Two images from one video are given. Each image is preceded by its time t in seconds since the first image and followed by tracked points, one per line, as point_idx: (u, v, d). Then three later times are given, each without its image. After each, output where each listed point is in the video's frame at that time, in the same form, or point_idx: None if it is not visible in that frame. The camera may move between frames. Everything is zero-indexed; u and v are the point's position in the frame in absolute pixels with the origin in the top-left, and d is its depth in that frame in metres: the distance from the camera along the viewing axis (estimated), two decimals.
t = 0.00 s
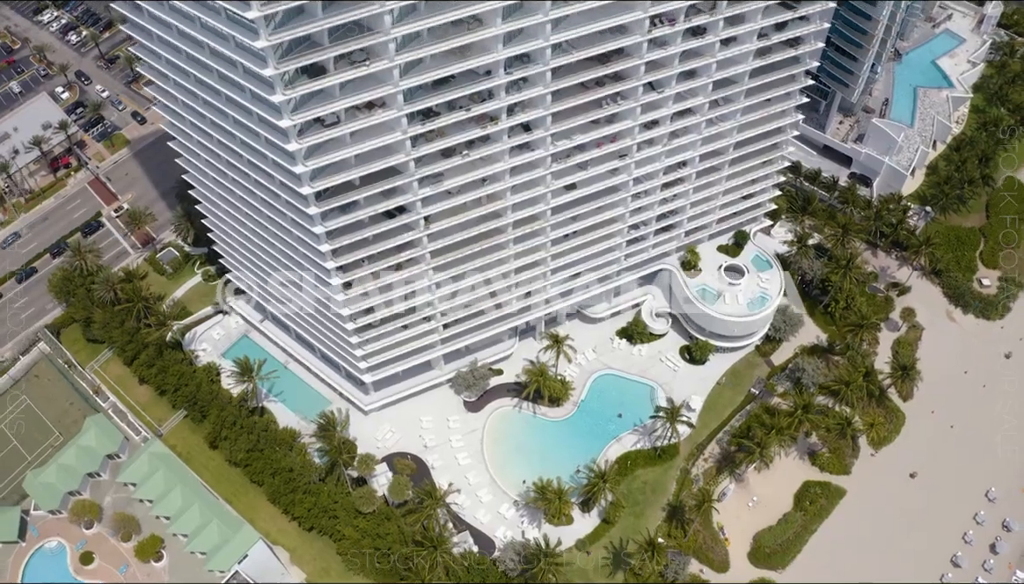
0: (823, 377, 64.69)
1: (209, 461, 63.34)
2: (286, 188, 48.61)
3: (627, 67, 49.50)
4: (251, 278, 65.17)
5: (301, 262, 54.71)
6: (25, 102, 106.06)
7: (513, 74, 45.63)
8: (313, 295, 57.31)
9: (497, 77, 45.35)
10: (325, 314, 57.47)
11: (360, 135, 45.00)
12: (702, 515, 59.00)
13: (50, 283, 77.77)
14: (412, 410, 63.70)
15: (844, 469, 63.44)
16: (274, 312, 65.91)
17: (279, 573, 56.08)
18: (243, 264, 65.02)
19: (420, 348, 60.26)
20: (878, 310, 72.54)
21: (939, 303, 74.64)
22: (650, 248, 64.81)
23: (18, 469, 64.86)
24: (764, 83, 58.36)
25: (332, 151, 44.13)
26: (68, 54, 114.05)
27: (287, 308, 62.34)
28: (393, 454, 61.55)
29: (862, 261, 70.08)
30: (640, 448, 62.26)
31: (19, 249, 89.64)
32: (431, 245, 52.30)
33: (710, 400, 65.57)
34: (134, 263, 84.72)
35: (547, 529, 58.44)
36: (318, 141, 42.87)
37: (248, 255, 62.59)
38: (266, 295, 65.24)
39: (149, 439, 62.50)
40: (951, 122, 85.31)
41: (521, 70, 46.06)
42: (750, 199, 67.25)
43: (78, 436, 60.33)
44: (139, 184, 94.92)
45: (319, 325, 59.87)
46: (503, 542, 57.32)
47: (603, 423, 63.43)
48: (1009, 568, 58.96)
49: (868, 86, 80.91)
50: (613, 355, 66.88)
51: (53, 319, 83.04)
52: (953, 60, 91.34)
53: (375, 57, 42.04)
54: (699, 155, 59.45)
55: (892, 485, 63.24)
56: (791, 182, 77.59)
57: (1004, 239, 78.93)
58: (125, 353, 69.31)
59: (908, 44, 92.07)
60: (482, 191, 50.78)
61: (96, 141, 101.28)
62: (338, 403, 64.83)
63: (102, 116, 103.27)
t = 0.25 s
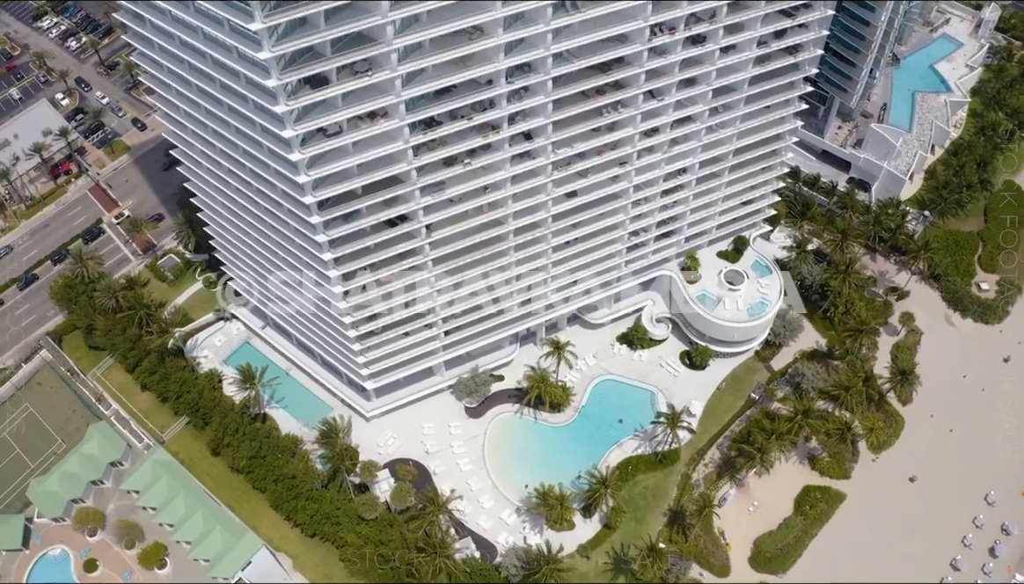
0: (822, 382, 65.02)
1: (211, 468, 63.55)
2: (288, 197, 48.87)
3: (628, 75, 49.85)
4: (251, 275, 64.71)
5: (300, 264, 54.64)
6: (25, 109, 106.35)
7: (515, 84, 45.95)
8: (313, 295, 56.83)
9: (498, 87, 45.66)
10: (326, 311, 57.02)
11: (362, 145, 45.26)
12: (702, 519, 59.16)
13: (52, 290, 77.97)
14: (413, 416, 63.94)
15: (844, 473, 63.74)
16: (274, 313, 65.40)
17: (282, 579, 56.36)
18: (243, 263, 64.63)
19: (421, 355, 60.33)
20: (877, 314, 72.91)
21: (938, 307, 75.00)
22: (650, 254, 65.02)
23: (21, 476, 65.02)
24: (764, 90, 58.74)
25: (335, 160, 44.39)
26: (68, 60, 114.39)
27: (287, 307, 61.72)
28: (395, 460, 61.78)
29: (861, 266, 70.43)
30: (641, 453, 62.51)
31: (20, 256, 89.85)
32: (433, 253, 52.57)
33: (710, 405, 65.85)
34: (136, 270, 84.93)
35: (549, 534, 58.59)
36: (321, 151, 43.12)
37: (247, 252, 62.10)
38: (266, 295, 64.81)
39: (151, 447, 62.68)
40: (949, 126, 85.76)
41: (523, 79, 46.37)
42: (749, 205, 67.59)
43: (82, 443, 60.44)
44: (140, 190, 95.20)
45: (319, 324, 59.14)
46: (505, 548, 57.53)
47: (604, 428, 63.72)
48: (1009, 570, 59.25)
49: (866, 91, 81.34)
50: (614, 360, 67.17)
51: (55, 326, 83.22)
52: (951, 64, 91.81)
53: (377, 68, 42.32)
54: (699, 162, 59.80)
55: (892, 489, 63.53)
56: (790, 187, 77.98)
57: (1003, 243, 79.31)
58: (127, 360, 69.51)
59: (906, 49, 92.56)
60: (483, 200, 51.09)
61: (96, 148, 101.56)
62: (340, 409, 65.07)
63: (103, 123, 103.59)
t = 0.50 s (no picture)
0: (822, 387, 65.33)
1: (214, 475, 63.73)
2: (291, 206, 49.13)
3: (629, 84, 50.20)
4: (250, 278, 64.48)
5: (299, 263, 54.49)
6: (26, 115, 106.68)
7: (516, 93, 46.28)
8: (313, 295, 56.43)
9: (500, 96, 45.98)
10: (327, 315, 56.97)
11: (365, 154, 45.56)
12: (703, 525, 59.43)
13: (54, 298, 78.22)
14: (415, 423, 64.17)
15: (844, 478, 64.02)
16: (274, 313, 65.15)
17: None
18: (242, 263, 64.25)
19: (423, 362, 60.46)
20: (877, 319, 73.25)
21: (937, 312, 75.32)
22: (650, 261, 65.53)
23: (25, 484, 65.26)
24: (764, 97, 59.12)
25: (338, 170, 44.67)
26: (68, 66, 114.74)
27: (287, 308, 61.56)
28: (397, 466, 62.03)
29: (860, 272, 70.77)
30: (642, 458, 62.76)
31: (22, 263, 90.09)
32: (435, 261, 52.83)
33: (711, 410, 66.13)
34: (137, 277, 85.17)
35: (551, 540, 58.81)
36: (324, 160, 43.40)
37: (247, 256, 62.05)
38: (266, 296, 64.48)
39: (155, 454, 62.85)
40: (947, 131, 86.17)
41: (525, 88, 46.71)
42: (749, 212, 67.94)
43: (85, 451, 60.70)
44: (141, 197, 95.48)
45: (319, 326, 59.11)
46: (507, 553, 57.78)
47: (605, 433, 63.99)
48: (1008, 575, 59.53)
49: (865, 96, 81.75)
50: (615, 366, 67.46)
51: (57, 333, 83.47)
52: (949, 69, 92.19)
53: (381, 78, 42.63)
54: (699, 169, 60.13)
55: (891, 494, 63.81)
56: (789, 192, 78.34)
57: (1001, 247, 79.64)
58: (129, 367, 69.72)
59: (904, 54, 93.03)
60: (485, 208, 51.42)
61: (97, 154, 101.89)
62: (343, 416, 65.30)
63: (103, 129, 103.91)
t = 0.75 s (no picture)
0: (823, 393, 65.61)
1: (217, 482, 63.92)
2: (295, 215, 49.41)
3: (631, 93, 50.56)
4: (249, 276, 63.93)
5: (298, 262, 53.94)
6: (27, 122, 106.99)
7: (519, 103, 46.61)
8: (313, 293, 55.82)
9: (503, 106, 46.31)
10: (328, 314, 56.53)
11: (369, 164, 45.83)
12: (705, 531, 59.65)
13: (56, 305, 78.45)
14: (418, 430, 64.41)
15: (845, 483, 64.27)
16: (274, 311, 64.45)
17: None
18: (241, 263, 63.74)
19: (426, 369, 60.61)
20: (877, 325, 73.57)
21: (937, 317, 75.63)
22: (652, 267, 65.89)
23: (29, 492, 65.45)
24: (764, 105, 59.50)
25: (342, 180, 44.92)
26: (69, 73, 115.08)
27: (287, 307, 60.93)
28: (400, 473, 62.26)
29: (860, 277, 71.12)
30: (644, 464, 63.01)
31: (24, 270, 90.33)
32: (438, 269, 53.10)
33: (712, 416, 66.39)
34: (139, 284, 85.40)
35: (554, 546, 59.02)
36: (328, 171, 43.66)
37: (247, 257, 61.74)
38: (265, 293, 63.88)
39: (158, 461, 63.06)
40: (946, 136, 86.59)
41: (527, 98, 47.05)
42: (749, 218, 68.28)
43: (89, 459, 60.91)
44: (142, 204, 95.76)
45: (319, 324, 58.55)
46: (510, 559, 58.01)
47: (607, 439, 64.27)
48: (1008, 579, 59.76)
49: (864, 103, 82.17)
50: (616, 372, 67.72)
51: (59, 340, 83.69)
52: (948, 74, 92.56)
53: (384, 89, 42.92)
54: (700, 177, 60.46)
55: (892, 499, 64.06)
56: (789, 198, 78.71)
57: (1000, 253, 79.99)
58: (132, 374, 69.93)
59: (903, 60, 93.51)
60: (488, 217, 51.73)
61: (98, 161, 102.21)
62: (345, 423, 65.50)
63: (104, 136, 104.25)
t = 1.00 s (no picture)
0: (823, 399, 65.96)
1: (221, 489, 64.15)
2: (299, 225, 49.72)
3: (633, 103, 50.99)
4: (249, 276, 63.60)
5: (298, 262, 53.65)
6: (29, 130, 107.34)
7: (522, 113, 46.99)
8: (313, 294, 55.53)
9: (506, 116, 46.66)
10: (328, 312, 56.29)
11: (373, 175, 46.16)
12: (708, 537, 59.85)
13: (59, 313, 78.73)
14: (421, 437, 64.65)
15: (846, 489, 64.56)
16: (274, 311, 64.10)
17: None
18: (241, 263, 63.37)
19: (429, 377, 60.77)
20: (877, 331, 73.93)
21: (937, 323, 76.00)
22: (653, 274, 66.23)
23: (33, 500, 65.67)
24: (765, 114, 59.93)
25: (346, 190, 45.25)
26: (70, 80, 115.51)
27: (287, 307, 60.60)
28: (403, 480, 62.52)
29: (860, 284, 71.49)
30: (646, 471, 63.30)
31: (27, 278, 90.63)
32: (441, 278, 53.36)
33: (714, 422, 66.69)
34: (142, 291, 85.71)
35: (557, 553, 59.24)
36: (333, 181, 43.98)
37: (248, 258, 61.50)
38: (266, 294, 63.55)
39: (162, 470, 63.37)
40: (945, 142, 87.00)
41: (530, 108, 47.41)
42: (750, 226, 68.63)
43: (93, 467, 61.20)
44: (144, 211, 96.12)
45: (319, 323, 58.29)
46: (514, 566, 58.25)
47: (609, 446, 64.56)
48: None
49: (864, 109, 82.59)
50: (618, 379, 68.01)
51: (62, 348, 83.94)
52: (946, 80, 92.96)
53: (389, 100, 43.25)
54: (701, 185, 60.82)
55: (893, 504, 64.34)
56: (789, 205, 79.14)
57: (999, 258, 80.39)
58: (135, 382, 70.22)
59: (902, 66, 94.03)
60: (491, 226, 52.08)
61: (100, 168, 102.56)
62: (348, 430, 65.77)
63: (106, 143, 104.64)
